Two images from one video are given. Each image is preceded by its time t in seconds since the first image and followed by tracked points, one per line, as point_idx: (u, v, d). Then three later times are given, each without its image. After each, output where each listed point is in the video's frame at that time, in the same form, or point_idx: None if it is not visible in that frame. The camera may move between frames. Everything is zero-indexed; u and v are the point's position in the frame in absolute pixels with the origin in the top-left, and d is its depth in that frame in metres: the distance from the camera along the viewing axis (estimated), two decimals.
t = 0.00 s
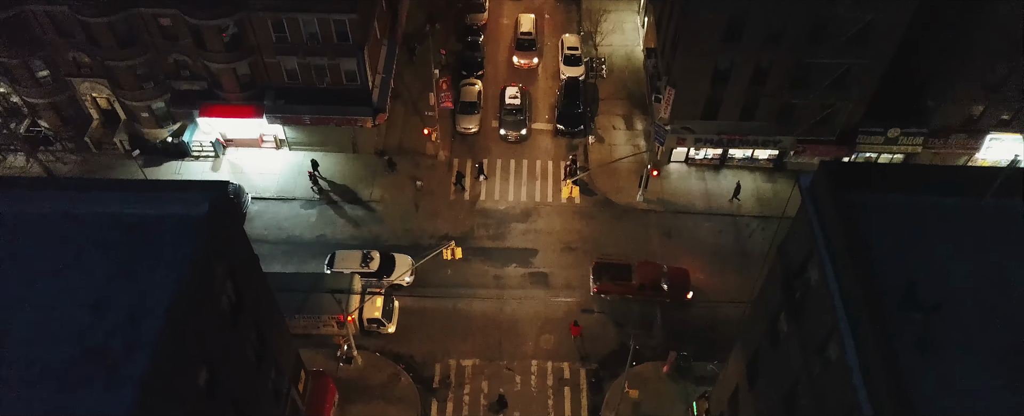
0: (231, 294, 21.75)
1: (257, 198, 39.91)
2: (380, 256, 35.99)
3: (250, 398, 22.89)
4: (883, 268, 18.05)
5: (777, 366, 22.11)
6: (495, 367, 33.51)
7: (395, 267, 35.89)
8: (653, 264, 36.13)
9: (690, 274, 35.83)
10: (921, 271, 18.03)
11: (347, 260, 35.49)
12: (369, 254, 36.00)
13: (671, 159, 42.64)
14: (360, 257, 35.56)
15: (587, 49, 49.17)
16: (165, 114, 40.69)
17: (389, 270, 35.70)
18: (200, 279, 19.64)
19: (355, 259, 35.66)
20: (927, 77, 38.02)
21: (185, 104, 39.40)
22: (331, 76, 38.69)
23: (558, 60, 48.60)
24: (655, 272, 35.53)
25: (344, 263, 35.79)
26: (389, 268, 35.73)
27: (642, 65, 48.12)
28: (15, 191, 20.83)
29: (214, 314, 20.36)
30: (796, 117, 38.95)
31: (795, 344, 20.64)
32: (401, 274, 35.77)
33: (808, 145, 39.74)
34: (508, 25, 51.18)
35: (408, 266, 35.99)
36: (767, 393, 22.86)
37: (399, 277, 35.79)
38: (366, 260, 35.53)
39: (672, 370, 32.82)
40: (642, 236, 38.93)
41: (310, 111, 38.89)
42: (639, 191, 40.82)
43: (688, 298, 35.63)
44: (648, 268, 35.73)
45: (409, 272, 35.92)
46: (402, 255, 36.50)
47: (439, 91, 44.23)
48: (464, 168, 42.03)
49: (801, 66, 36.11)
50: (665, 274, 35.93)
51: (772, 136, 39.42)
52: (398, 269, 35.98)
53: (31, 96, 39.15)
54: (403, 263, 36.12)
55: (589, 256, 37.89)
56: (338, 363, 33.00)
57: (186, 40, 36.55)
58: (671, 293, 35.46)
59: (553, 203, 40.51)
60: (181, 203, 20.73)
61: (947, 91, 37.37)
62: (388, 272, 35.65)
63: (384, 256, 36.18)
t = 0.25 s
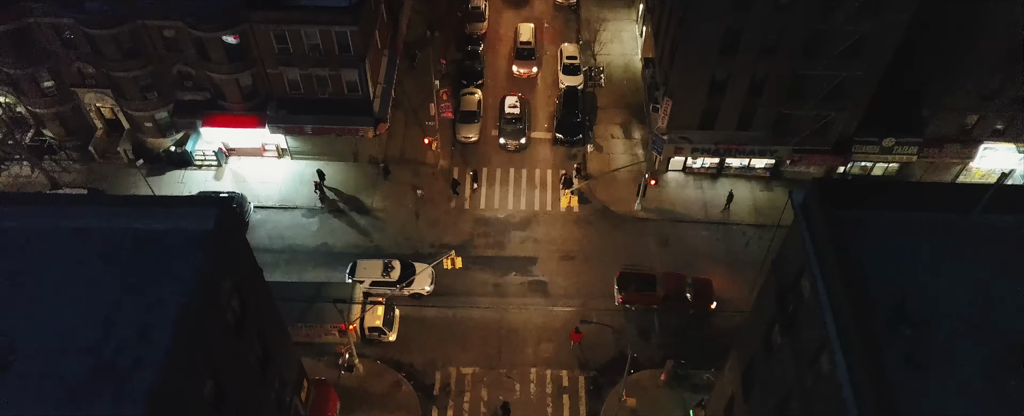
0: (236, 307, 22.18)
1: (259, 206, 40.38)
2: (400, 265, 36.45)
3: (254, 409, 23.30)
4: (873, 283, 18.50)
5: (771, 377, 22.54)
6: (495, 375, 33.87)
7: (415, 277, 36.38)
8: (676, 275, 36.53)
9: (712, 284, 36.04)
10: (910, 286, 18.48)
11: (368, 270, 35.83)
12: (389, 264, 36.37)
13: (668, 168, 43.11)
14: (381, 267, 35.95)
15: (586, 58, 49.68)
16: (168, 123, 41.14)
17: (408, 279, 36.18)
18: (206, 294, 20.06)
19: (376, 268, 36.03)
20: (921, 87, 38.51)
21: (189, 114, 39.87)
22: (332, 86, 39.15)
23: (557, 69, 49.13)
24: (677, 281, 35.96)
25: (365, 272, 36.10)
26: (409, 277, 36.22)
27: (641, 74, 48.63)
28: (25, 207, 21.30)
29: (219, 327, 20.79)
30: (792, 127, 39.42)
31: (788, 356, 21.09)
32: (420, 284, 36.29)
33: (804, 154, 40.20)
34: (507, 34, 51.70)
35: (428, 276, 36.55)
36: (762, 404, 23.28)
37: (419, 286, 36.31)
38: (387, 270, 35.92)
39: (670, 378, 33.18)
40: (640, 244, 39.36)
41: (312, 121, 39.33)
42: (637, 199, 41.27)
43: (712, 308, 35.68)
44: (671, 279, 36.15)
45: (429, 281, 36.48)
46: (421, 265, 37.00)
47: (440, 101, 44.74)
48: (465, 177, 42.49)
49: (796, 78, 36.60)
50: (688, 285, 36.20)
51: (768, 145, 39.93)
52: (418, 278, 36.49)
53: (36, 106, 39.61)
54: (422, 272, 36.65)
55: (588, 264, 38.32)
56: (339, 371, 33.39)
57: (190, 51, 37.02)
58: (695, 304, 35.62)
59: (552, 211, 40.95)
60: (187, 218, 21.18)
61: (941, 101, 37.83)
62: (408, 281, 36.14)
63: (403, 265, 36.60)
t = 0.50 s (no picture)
0: (240, 319, 22.59)
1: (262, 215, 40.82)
2: (421, 275, 36.85)
3: None
4: (864, 298, 18.91)
5: (765, 387, 22.98)
6: (494, 383, 34.25)
7: (435, 286, 36.77)
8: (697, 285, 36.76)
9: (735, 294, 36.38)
10: (901, 300, 18.88)
11: (390, 279, 36.24)
12: (410, 273, 36.77)
13: (666, 177, 43.52)
14: (403, 276, 36.34)
15: (585, 67, 50.17)
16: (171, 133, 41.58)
17: (429, 289, 36.56)
18: (212, 308, 20.47)
19: (398, 277, 36.42)
20: (916, 97, 38.94)
21: (192, 124, 40.32)
22: (334, 96, 39.57)
23: (556, 77, 49.60)
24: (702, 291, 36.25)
25: (386, 282, 36.52)
26: (429, 287, 36.60)
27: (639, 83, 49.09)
28: (33, 222, 21.68)
29: (224, 340, 21.23)
30: (788, 137, 39.88)
31: (782, 367, 21.53)
32: (441, 293, 36.67)
33: (801, 164, 40.61)
34: (507, 43, 52.20)
35: (449, 286, 36.93)
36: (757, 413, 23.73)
37: (440, 295, 36.69)
38: (409, 279, 36.33)
39: (667, 386, 33.54)
40: (638, 253, 39.77)
41: (313, 131, 39.77)
42: (635, 208, 41.69)
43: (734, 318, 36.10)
44: (695, 289, 36.36)
45: (449, 291, 36.86)
46: (441, 274, 37.38)
47: (440, 110, 45.21)
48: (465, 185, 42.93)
49: (792, 88, 37.03)
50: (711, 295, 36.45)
51: (764, 155, 40.38)
52: (438, 287, 36.86)
53: (41, 116, 40.03)
54: (443, 282, 37.03)
55: (587, 272, 38.73)
56: (341, 379, 33.80)
57: (193, 62, 37.42)
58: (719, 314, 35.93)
59: (551, 220, 41.37)
60: (193, 233, 21.59)
61: (934, 111, 38.29)
62: (429, 291, 36.52)
63: (424, 274, 36.99)
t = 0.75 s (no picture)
0: (245, 331, 23.04)
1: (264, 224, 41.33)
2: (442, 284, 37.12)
3: None
4: (855, 312, 19.38)
5: (760, 398, 23.45)
6: (494, 391, 34.66)
7: (456, 295, 37.08)
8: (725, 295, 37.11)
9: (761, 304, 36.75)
10: (892, 315, 19.34)
11: (412, 288, 36.53)
12: (431, 282, 37.04)
13: (664, 185, 43.96)
14: (425, 285, 36.63)
15: (584, 76, 50.68)
16: (175, 142, 42.04)
17: (449, 298, 36.86)
18: (219, 320, 20.92)
19: (419, 286, 36.73)
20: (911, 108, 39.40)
21: (195, 134, 40.78)
22: (336, 107, 40.03)
23: (555, 86, 50.09)
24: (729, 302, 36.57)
25: (408, 290, 36.79)
26: (450, 296, 36.91)
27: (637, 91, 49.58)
28: (42, 236, 22.15)
29: (230, 352, 21.68)
30: (785, 147, 40.34)
31: (776, 378, 22.01)
32: (461, 302, 36.98)
33: (797, 172, 41.07)
34: (506, 52, 52.70)
35: (469, 295, 37.27)
36: None
37: (460, 304, 36.99)
38: (430, 288, 36.59)
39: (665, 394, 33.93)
40: (637, 261, 40.21)
41: (315, 141, 40.22)
42: (633, 216, 42.15)
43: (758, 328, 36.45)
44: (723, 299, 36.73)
45: (470, 300, 37.17)
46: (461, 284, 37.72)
47: (440, 120, 45.69)
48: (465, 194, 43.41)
49: (789, 99, 37.49)
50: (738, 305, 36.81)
51: (761, 164, 40.85)
52: (458, 297, 37.18)
53: (46, 126, 40.47)
54: (463, 291, 37.36)
55: (586, 280, 39.16)
56: (343, 387, 34.25)
57: (197, 73, 37.85)
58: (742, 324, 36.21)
59: (550, 228, 41.81)
60: (199, 247, 22.03)
61: (929, 121, 38.77)
62: (450, 299, 36.83)
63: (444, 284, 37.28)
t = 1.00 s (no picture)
0: (250, 343, 23.46)
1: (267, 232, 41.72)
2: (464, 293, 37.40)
3: None
4: (847, 326, 19.81)
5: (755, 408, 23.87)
6: (494, 398, 35.05)
7: (477, 304, 37.37)
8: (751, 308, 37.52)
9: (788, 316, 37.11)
10: (883, 327, 19.78)
11: (433, 297, 36.94)
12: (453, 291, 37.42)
13: (662, 194, 44.40)
14: (446, 294, 36.96)
15: (583, 85, 51.17)
16: (178, 152, 42.51)
17: (471, 307, 37.14)
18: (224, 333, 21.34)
19: (441, 295, 37.11)
20: (906, 118, 39.88)
21: (198, 143, 41.22)
22: (338, 117, 40.48)
23: (554, 95, 50.59)
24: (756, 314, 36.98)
25: (429, 299, 37.22)
26: (471, 304, 37.20)
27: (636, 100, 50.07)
28: (51, 250, 22.61)
29: (235, 364, 22.10)
30: (781, 156, 40.80)
31: (771, 390, 22.44)
32: (482, 311, 37.23)
33: (794, 182, 41.53)
34: (506, 61, 53.22)
35: (490, 304, 37.49)
36: None
37: (481, 313, 37.25)
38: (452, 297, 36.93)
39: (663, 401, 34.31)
40: (635, 269, 40.63)
41: (317, 151, 40.67)
42: (632, 224, 42.57)
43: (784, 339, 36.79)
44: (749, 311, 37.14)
45: (491, 308, 37.40)
46: (482, 293, 38.00)
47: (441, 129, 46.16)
48: (465, 203, 43.86)
49: (785, 110, 37.94)
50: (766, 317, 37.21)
51: (758, 174, 41.34)
52: (480, 305, 37.46)
53: (50, 136, 40.96)
54: (484, 300, 37.63)
55: (585, 289, 39.58)
56: (345, 395, 34.57)
57: (200, 84, 38.30)
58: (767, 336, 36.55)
59: (550, 236, 42.25)
60: (204, 260, 22.46)
61: (923, 131, 39.24)
62: (471, 308, 37.11)
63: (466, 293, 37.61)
